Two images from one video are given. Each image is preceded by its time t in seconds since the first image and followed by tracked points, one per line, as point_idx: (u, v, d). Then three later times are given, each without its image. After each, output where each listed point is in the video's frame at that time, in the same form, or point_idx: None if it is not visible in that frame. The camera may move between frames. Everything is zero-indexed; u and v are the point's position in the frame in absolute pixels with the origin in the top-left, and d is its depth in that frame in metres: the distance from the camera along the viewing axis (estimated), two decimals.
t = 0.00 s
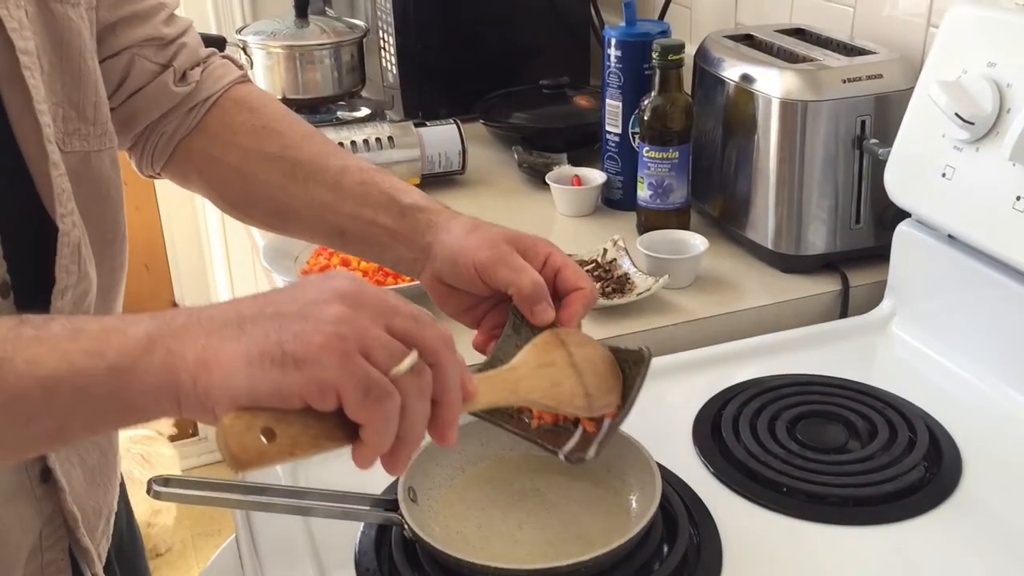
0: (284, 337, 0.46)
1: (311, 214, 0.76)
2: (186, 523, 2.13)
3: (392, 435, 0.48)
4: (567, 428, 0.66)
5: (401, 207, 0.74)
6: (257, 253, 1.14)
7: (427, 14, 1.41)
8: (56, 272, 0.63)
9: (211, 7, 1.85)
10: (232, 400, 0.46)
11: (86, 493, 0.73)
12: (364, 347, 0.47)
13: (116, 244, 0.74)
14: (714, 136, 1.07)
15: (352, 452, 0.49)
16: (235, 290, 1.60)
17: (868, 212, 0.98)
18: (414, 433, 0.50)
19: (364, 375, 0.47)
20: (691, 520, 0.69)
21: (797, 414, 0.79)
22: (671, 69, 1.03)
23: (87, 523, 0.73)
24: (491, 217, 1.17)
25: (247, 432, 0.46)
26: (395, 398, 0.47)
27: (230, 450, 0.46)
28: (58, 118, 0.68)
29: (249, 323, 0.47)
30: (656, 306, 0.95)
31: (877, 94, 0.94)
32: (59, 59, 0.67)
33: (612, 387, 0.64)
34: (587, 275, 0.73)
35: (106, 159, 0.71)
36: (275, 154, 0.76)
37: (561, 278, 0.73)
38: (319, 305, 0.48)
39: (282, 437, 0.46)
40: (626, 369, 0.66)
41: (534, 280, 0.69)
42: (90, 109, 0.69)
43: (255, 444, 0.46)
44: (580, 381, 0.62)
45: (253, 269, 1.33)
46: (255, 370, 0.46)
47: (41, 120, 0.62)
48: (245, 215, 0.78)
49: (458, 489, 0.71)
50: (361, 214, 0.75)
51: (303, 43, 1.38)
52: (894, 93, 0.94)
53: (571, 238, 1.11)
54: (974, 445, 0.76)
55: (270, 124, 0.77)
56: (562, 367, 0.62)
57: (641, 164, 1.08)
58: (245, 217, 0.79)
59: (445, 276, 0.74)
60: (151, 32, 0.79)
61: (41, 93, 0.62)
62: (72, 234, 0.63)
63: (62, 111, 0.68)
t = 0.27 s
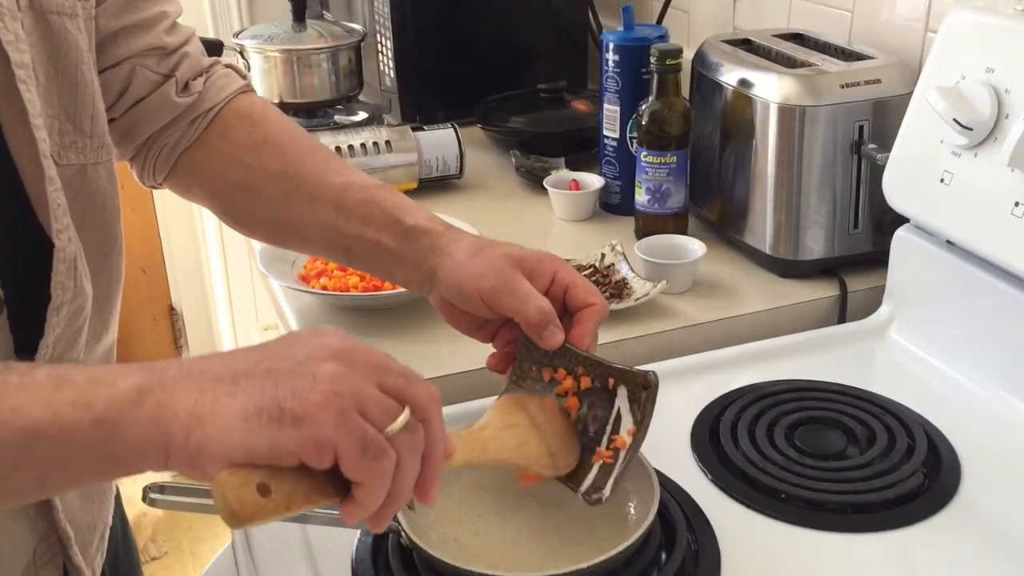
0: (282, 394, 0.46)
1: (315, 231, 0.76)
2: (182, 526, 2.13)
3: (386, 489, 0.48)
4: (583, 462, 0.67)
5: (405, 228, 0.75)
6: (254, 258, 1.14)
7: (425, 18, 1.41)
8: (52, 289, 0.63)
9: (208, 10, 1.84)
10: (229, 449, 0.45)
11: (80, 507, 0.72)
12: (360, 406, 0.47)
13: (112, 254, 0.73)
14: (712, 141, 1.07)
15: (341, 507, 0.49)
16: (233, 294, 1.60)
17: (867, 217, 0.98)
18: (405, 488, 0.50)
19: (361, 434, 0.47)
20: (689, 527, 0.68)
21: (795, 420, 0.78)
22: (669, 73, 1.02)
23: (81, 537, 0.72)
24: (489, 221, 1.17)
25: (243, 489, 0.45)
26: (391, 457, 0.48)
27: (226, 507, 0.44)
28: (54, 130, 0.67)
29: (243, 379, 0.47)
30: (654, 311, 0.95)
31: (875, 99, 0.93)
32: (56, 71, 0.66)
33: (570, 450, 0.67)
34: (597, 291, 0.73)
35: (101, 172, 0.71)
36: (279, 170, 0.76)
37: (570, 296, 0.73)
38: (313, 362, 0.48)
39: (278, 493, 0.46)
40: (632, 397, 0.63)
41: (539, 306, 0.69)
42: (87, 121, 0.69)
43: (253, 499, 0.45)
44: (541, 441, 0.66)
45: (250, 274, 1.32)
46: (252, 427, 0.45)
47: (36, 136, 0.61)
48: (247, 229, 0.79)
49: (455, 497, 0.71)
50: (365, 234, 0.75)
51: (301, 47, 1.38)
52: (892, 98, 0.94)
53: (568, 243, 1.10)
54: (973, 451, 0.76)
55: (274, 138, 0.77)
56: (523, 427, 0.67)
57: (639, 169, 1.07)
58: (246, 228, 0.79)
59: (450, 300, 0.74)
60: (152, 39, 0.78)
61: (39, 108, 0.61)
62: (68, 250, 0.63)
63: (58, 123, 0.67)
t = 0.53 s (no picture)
0: (271, 421, 0.45)
1: (314, 242, 0.76)
2: (179, 530, 2.13)
3: (381, 511, 0.48)
4: (585, 482, 0.67)
5: (403, 240, 0.74)
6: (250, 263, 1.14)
7: (422, 21, 1.41)
8: (49, 301, 0.62)
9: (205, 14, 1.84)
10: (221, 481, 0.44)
11: (76, 516, 0.72)
12: (353, 429, 0.46)
13: (108, 263, 0.73)
14: (709, 145, 1.07)
15: (333, 527, 0.48)
16: (229, 298, 1.60)
17: (863, 221, 0.98)
18: (401, 504, 0.49)
19: (354, 459, 0.45)
20: (687, 532, 0.68)
21: (793, 425, 0.78)
22: (666, 77, 1.03)
23: (77, 547, 0.72)
24: (486, 225, 1.17)
25: (231, 520, 0.44)
26: (385, 480, 0.47)
27: (215, 540, 0.44)
28: (51, 140, 0.67)
29: (230, 403, 0.45)
30: (652, 315, 0.95)
31: (872, 103, 0.93)
32: (52, 81, 0.66)
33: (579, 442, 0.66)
34: (597, 304, 0.73)
35: (98, 181, 0.70)
36: (277, 181, 0.76)
37: (570, 309, 0.73)
38: (304, 382, 0.46)
39: (267, 523, 0.45)
40: (632, 413, 0.63)
41: (535, 319, 0.68)
42: (83, 131, 0.69)
43: (241, 531, 0.44)
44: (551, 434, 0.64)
45: (247, 278, 1.32)
46: (240, 456, 0.44)
47: (35, 146, 0.61)
48: (246, 239, 0.79)
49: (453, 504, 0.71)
50: (363, 245, 0.75)
51: (297, 50, 1.38)
52: (889, 102, 0.94)
53: (565, 247, 1.10)
54: (970, 455, 0.76)
55: (272, 147, 0.77)
56: (532, 422, 0.65)
57: (636, 173, 1.07)
58: (245, 240, 0.79)
59: (448, 309, 0.73)
60: (150, 46, 0.78)
61: (36, 118, 0.61)
62: (66, 262, 0.62)
63: (55, 133, 0.67)
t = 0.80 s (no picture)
0: (281, 436, 0.46)
1: (309, 246, 0.76)
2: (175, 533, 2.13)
3: (387, 519, 0.49)
4: (596, 474, 0.67)
5: (400, 242, 0.75)
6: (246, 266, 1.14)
7: (417, 24, 1.41)
8: (42, 308, 0.62)
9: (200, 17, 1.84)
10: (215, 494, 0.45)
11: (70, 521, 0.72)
12: (360, 442, 0.48)
13: (99, 269, 0.73)
14: (705, 148, 1.07)
15: (341, 536, 0.50)
16: (225, 300, 1.60)
17: (858, 224, 0.99)
18: (405, 511, 0.51)
19: (363, 472, 0.47)
20: (682, 534, 0.68)
21: (788, 427, 0.79)
22: (661, 80, 1.03)
23: (71, 552, 0.72)
24: (481, 228, 1.17)
25: (248, 532, 0.46)
26: (392, 490, 0.48)
27: (233, 552, 0.46)
28: (42, 146, 0.67)
29: (241, 419, 0.46)
30: (647, 318, 0.95)
31: (867, 106, 0.94)
32: (44, 87, 0.66)
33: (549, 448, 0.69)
34: (596, 302, 0.73)
35: (89, 188, 0.70)
36: (269, 187, 0.76)
37: (568, 308, 0.73)
38: (310, 399, 0.48)
39: (281, 534, 0.47)
40: (640, 404, 0.63)
41: (537, 315, 0.68)
42: (76, 138, 0.69)
43: (258, 542, 0.46)
44: (521, 443, 0.67)
45: (242, 280, 1.32)
46: (254, 470, 0.45)
47: (26, 153, 0.60)
48: (238, 245, 0.79)
49: (448, 506, 0.71)
50: (358, 249, 0.75)
51: (293, 53, 1.38)
52: (884, 105, 0.94)
53: (561, 250, 1.11)
54: (964, 457, 0.76)
55: (266, 152, 0.77)
56: (504, 431, 0.67)
57: (631, 176, 1.08)
58: (237, 245, 0.79)
59: (447, 309, 0.73)
60: (141, 51, 0.78)
61: (28, 125, 0.61)
62: (59, 269, 0.63)
63: (46, 139, 0.67)
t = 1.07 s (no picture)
0: (271, 441, 0.45)
1: (299, 250, 0.76)
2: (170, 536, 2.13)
3: (381, 523, 0.49)
4: (587, 483, 0.68)
5: (388, 249, 0.75)
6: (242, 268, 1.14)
7: (413, 27, 1.41)
8: (32, 312, 0.62)
9: (196, 21, 1.84)
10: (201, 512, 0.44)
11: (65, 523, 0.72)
12: (352, 445, 0.47)
13: (86, 268, 0.72)
14: (700, 150, 1.07)
15: (334, 541, 0.49)
16: (221, 303, 1.60)
17: (853, 225, 0.99)
18: (399, 513, 0.51)
19: (354, 475, 0.47)
20: (677, 535, 0.69)
21: (783, 429, 0.79)
22: (656, 83, 1.03)
23: (61, 555, 0.72)
24: (477, 230, 1.17)
25: (239, 537, 0.45)
26: (384, 494, 0.48)
27: (225, 559, 0.45)
28: (31, 150, 0.67)
29: (232, 423, 0.46)
30: (643, 320, 0.95)
31: (861, 108, 0.94)
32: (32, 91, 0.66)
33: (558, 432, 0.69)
34: (583, 306, 0.73)
35: (78, 191, 0.70)
36: (260, 190, 0.76)
37: (556, 313, 0.73)
38: (302, 401, 0.47)
39: (273, 539, 0.46)
40: (626, 412, 0.65)
41: (523, 323, 0.69)
42: (65, 142, 0.69)
43: (249, 547, 0.45)
44: (525, 432, 0.68)
45: (238, 283, 1.32)
46: (241, 479, 0.45)
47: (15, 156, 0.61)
48: (231, 247, 0.79)
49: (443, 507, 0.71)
50: (350, 253, 0.75)
51: (288, 56, 1.39)
52: (878, 107, 0.95)
53: (556, 252, 1.11)
54: (959, 458, 0.77)
55: (257, 155, 0.77)
56: (509, 420, 0.68)
57: (626, 178, 1.08)
58: (229, 247, 0.79)
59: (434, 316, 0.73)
60: (132, 53, 0.78)
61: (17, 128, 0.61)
62: (48, 273, 0.63)
63: (35, 142, 0.67)
